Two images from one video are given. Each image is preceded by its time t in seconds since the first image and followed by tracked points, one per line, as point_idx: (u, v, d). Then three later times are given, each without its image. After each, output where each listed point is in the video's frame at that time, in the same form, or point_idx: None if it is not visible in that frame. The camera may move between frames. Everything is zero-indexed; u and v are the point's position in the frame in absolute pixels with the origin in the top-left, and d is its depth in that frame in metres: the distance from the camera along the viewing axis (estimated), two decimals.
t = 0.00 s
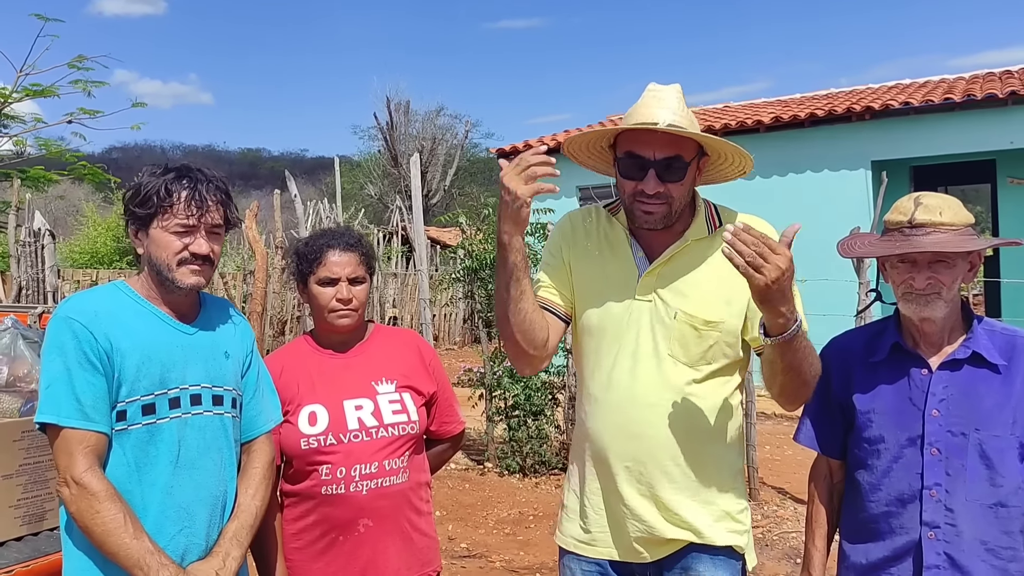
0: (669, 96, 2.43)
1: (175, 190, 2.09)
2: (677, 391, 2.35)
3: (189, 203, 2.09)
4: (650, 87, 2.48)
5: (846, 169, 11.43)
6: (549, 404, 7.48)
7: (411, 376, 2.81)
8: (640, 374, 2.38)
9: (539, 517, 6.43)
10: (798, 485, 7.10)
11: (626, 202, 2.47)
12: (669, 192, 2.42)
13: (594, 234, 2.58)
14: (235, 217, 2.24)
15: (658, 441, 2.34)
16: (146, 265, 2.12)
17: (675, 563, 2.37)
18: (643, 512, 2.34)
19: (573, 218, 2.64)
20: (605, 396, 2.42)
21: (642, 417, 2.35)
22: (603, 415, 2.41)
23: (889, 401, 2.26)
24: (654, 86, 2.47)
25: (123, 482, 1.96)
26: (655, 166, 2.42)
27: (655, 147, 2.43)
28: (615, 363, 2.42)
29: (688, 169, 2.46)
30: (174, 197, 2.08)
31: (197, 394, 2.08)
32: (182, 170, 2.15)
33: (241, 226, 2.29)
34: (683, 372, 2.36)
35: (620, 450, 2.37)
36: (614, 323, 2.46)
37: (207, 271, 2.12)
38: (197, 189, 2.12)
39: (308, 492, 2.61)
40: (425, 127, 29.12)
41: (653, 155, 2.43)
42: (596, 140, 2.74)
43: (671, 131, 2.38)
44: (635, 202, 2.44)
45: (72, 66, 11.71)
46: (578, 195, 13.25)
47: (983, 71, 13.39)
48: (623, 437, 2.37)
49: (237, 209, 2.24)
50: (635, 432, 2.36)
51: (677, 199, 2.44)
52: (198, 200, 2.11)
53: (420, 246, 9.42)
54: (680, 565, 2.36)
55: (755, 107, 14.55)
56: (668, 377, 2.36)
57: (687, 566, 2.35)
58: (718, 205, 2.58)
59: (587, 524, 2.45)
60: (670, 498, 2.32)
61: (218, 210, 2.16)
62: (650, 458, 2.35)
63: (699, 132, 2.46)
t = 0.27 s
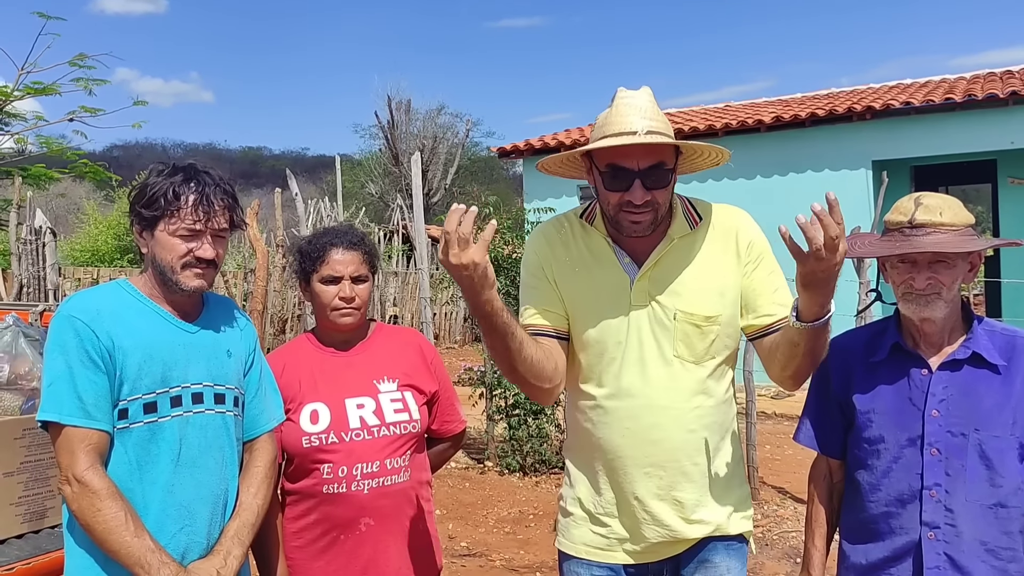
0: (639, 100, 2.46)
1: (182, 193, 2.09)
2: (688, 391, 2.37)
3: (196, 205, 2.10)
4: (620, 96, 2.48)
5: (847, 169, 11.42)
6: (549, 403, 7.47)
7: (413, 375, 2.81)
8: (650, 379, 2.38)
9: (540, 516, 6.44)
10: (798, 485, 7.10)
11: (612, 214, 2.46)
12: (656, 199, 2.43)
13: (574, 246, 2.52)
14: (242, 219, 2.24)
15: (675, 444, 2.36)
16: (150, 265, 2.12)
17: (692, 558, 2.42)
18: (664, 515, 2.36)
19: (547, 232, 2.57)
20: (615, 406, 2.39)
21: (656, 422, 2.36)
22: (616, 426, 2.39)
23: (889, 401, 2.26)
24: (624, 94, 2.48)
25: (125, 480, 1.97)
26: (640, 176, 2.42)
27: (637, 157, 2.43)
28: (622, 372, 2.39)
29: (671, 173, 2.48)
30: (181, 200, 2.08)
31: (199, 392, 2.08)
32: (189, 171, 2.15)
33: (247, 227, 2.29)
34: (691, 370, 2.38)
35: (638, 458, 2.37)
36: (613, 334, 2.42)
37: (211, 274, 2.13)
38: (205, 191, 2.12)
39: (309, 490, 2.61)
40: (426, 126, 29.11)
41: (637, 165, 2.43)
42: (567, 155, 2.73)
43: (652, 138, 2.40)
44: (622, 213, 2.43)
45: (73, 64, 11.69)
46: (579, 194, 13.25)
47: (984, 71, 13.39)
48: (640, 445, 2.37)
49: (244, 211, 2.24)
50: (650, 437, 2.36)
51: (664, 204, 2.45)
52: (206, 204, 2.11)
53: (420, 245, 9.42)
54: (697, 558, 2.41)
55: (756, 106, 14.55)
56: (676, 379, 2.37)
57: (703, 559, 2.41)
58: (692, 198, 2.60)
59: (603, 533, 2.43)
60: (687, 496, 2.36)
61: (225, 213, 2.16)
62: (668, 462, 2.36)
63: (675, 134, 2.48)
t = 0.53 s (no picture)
0: (631, 106, 2.46)
1: (183, 193, 2.09)
2: (693, 391, 2.39)
3: (197, 206, 2.10)
4: (612, 103, 2.47)
5: (847, 169, 11.42)
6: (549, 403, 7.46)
7: (415, 374, 2.81)
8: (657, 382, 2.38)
9: (539, 515, 6.44)
10: (798, 484, 7.11)
11: (610, 222, 2.45)
12: (653, 206, 2.43)
13: (567, 255, 2.51)
14: (242, 220, 2.23)
15: (683, 446, 2.37)
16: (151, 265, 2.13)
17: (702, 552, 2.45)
18: (675, 517, 2.37)
19: (537, 245, 2.54)
20: (623, 410, 2.39)
21: (665, 424, 2.37)
22: (625, 430, 2.38)
23: (889, 401, 2.26)
24: (616, 101, 2.47)
25: (126, 478, 1.97)
26: (638, 183, 2.42)
27: (633, 165, 2.43)
28: (629, 377, 2.39)
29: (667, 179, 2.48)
30: (182, 201, 2.08)
31: (200, 391, 2.08)
32: (190, 171, 2.14)
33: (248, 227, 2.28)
34: (693, 371, 2.40)
35: (648, 460, 2.37)
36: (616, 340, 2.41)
37: (210, 275, 2.13)
38: (206, 192, 2.12)
39: (310, 489, 2.62)
40: (426, 125, 29.09)
41: (634, 173, 2.43)
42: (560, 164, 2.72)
43: (649, 145, 2.40)
44: (620, 221, 2.43)
45: (74, 62, 11.67)
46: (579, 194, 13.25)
47: (985, 71, 13.38)
48: (650, 448, 2.37)
49: (244, 212, 2.23)
50: (659, 441, 2.37)
51: (660, 210, 2.45)
52: (206, 204, 2.11)
53: (420, 244, 9.41)
54: (707, 552, 2.44)
55: (757, 105, 14.54)
56: (681, 382, 2.39)
57: (713, 554, 2.44)
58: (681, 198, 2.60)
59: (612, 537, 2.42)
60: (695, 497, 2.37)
61: (225, 214, 2.16)
62: (677, 464, 2.37)
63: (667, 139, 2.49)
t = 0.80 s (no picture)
0: (648, 97, 2.45)
1: (180, 194, 2.09)
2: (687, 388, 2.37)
3: (193, 207, 2.09)
4: (631, 91, 2.48)
5: (845, 169, 11.43)
6: (548, 402, 7.46)
7: (414, 373, 2.81)
8: (649, 376, 2.38)
9: (538, 514, 6.45)
10: (796, 484, 7.12)
11: (615, 209, 2.46)
12: (658, 197, 2.42)
13: (579, 242, 2.55)
14: (239, 220, 2.23)
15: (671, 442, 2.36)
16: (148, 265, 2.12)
17: (690, 554, 2.40)
18: (661, 513, 2.35)
19: (552, 230, 2.60)
20: (613, 401, 2.41)
21: (654, 418, 2.37)
22: (613, 421, 2.40)
23: (887, 400, 2.27)
24: (634, 90, 2.47)
25: (122, 476, 1.97)
26: (643, 173, 2.43)
27: (642, 153, 2.44)
28: (622, 368, 2.40)
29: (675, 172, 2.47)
30: (179, 202, 2.08)
31: (196, 389, 2.08)
32: (187, 171, 2.14)
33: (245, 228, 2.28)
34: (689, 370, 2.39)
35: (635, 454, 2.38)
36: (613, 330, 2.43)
37: (206, 277, 2.12)
38: (202, 194, 2.12)
39: (309, 488, 2.62)
40: (425, 124, 29.09)
41: (641, 161, 2.44)
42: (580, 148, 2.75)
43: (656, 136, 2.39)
44: (625, 209, 2.44)
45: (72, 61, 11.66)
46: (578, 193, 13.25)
47: (983, 72, 13.40)
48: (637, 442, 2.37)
49: (242, 212, 2.23)
50: (648, 435, 2.37)
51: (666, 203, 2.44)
52: (203, 206, 2.11)
53: (419, 243, 9.41)
54: (694, 556, 2.39)
55: (755, 105, 14.55)
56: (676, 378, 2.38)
57: (701, 557, 2.38)
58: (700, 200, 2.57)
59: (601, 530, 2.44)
60: (685, 495, 2.35)
61: (222, 215, 2.15)
62: (665, 460, 2.36)
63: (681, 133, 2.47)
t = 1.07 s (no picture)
0: (639, 89, 2.46)
1: (175, 195, 2.08)
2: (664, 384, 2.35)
3: (188, 209, 2.08)
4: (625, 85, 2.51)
5: (843, 169, 11.45)
6: (546, 401, 7.45)
7: (412, 373, 2.81)
8: (628, 370, 2.41)
9: (536, 514, 6.45)
10: (794, 483, 7.12)
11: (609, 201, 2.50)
12: (648, 188, 2.43)
13: (585, 239, 2.62)
14: (235, 221, 2.22)
15: (644, 435, 2.35)
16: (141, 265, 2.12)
17: (669, 559, 2.34)
18: (633, 508, 2.34)
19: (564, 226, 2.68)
20: (596, 394, 2.47)
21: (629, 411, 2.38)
22: (593, 413, 2.46)
23: (885, 399, 2.27)
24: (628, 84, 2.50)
25: (114, 475, 1.97)
26: (633, 163, 2.45)
27: (632, 144, 2.46)
28: (606, 361, 2.47)
29: (668, 165, 2.46)
30: (173, 203, 2.07)
31: (188, 389, 2.08)
32: (183, 171, 2.13)
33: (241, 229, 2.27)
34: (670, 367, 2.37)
35: (610, 446, 2.41)
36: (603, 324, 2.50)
37: (200, 278, 2.12)
38: (198, 196, 2.10)
39: (308, 487, 2.61)
40: (423, 124, 29.10)
41: (631, 152, 2.46)
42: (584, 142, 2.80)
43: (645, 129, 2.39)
44: (617, 199, 2.47)
45: (70, 59, 11.63)
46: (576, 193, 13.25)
47: (981, 72, 13.43)
48: (611, 433, 2.40)
49: (237, 213, 2.22)
50: (624, 431, 2.38)
51: (658, 195, 2.44)
52: (198, 208, 2.10)
53: (417, 242, 9.40)
54: (673, 561, 2.33)
55: (754, 104, 14.56)
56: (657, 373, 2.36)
57: (680, 562, 2.32)
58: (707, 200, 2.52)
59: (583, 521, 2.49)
60: (661, 495, 2.31)
61: (217, 216, 2.14)
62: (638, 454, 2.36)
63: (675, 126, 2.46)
